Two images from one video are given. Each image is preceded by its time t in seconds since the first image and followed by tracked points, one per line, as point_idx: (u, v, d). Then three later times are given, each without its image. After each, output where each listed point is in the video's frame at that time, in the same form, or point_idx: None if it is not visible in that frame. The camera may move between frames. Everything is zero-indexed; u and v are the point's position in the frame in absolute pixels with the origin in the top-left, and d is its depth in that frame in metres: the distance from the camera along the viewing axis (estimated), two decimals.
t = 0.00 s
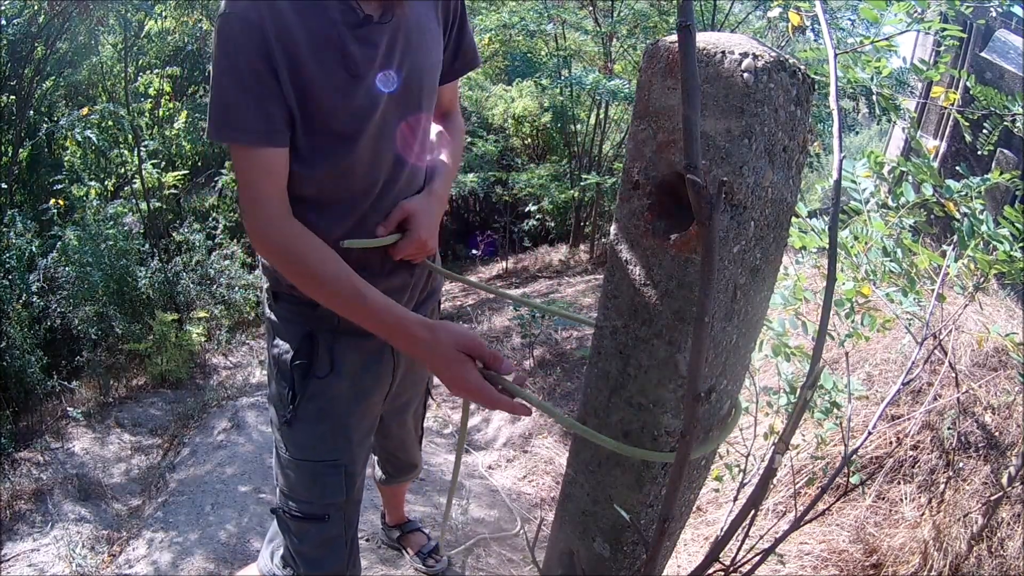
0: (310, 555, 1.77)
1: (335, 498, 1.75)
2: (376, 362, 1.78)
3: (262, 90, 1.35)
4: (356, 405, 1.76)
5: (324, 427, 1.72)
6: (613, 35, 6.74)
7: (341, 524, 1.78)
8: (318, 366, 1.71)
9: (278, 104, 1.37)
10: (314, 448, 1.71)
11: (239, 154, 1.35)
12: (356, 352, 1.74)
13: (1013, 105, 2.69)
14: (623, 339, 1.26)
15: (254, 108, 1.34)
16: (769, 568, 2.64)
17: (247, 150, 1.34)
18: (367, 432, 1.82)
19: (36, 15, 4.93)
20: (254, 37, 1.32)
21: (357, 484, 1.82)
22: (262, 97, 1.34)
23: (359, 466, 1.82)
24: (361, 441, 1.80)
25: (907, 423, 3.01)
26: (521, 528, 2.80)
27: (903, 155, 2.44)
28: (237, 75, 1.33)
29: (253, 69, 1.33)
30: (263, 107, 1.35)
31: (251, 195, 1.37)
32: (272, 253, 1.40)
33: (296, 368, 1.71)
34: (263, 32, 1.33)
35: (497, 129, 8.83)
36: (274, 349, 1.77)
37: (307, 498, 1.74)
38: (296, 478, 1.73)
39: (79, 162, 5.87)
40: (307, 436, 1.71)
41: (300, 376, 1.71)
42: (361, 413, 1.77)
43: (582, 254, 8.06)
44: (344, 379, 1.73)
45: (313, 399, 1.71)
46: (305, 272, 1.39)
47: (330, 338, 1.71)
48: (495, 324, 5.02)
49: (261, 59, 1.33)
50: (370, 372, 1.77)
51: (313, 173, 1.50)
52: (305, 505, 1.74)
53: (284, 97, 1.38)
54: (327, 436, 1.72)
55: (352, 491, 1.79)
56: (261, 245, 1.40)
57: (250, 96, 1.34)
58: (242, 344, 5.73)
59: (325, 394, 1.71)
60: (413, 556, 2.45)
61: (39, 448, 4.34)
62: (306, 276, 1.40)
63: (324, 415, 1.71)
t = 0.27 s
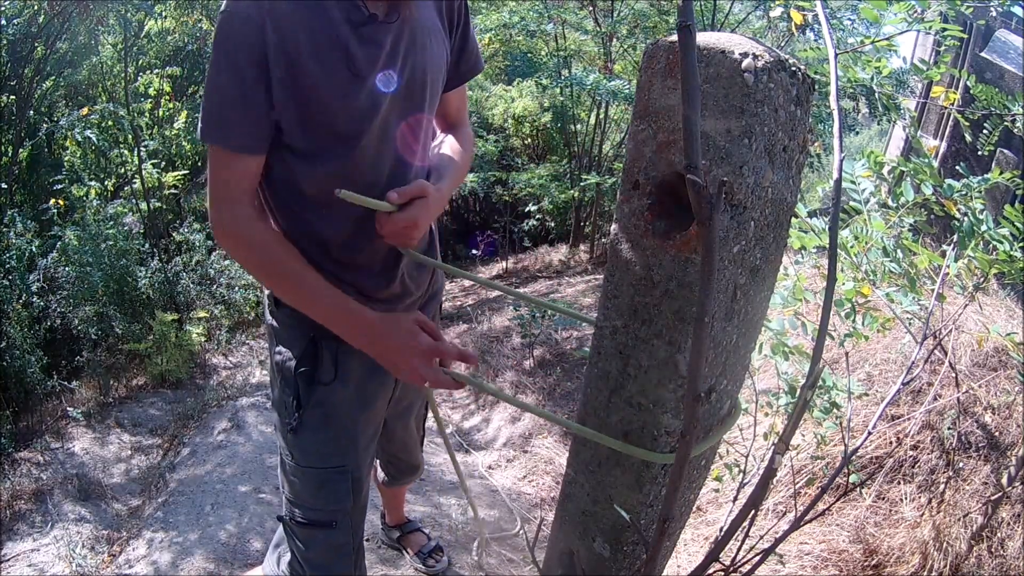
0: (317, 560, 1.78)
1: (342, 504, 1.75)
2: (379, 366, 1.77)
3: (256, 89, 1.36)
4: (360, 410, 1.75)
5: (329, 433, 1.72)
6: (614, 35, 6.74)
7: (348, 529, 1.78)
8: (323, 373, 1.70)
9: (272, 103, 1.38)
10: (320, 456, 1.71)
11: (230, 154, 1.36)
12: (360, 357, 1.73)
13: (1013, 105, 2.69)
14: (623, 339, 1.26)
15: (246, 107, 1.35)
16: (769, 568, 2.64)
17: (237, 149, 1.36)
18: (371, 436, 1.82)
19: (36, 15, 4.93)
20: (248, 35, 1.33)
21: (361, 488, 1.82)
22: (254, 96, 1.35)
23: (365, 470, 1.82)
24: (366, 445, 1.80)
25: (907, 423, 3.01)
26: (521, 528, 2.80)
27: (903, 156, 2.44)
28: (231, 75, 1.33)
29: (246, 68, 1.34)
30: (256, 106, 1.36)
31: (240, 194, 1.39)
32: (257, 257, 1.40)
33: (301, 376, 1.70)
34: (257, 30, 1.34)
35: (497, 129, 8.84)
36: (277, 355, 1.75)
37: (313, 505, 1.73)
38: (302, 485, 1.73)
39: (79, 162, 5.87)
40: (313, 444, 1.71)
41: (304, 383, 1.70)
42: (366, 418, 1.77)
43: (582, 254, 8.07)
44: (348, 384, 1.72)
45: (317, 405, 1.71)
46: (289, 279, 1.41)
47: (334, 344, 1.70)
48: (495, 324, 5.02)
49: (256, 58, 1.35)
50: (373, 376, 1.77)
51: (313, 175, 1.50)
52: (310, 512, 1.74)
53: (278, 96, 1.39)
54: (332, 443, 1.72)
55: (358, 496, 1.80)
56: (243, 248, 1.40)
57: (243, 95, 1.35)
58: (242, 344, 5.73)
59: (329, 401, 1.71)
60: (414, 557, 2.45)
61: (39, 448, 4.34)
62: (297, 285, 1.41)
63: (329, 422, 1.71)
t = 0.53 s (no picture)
0: (313, 563, 1.78)
1: (337, 506, 1.75)
2: (374, 367, 1.78)
3: (237, 87, 1.38)
4: (355, 411, 1.75)
5: (323, 434, 1.72)
6: (614, 35, 6.74)
7: (343, 532, 1.78)
8: (315, 375, 1.71)
9: (253, 101, 1.40)
10: (313, 457, 1.71)
11: (214, 150, 1.40)
12: (354, 358, 1.74)
13: (1013, 105, 2.69)
14: (623, 339, 1.26)
15: (227, 105, 1.38)
16: (769, 568, 2.64)
17: (219, 145, 1.39)
18: (367, 438, 1.82)
19: (36, 15, 4.93)
20: (229, 34, 1.36)
21: (358, 490, 1.82)
22: (235, 94, 1.38)
23: (360, 472, 1.82)
24: (362, 447, 1.80)
25: (907, 423, 3.01)
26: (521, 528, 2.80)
27: (904, 156, 2.45)
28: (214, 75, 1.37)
29: (229, 67, 1.37)
30: (238, 104, 1.39)
31: (227, 189, 1.44)
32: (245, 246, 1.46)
33: (294, 377, 1.70)
34: (239, 30, 1.37)
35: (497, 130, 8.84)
36: (271, 356, 1.77)
37: (309, 507, 1.73)
38: (296, 487, 1.73)
39: (79, 162, 5.87)
40: (306, 445, 1.71)
41: (297, 384, 1.71)
42: (361, 420, 1.77)
43: (582, 255, 8.07)
44: (341, 386, 1.73)
45: (311, 407, 1.71)
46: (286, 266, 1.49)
47: (327, 345, 1.71)
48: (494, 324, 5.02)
49: (238, 56, 1.37)
50: (368, 377, 1.77)
51: (300, 173, 1.52)
52: (306, 515, 1.74)
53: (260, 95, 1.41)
54: (326, 444, 1.72)
55: (353, 498, 1.79)
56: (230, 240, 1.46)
57: (225, 94, 1.38)
58: (242, 344, 5.73)
59: (323, 402, 1.71)
60: (413, 557, 2.45)
61: (39, 448, 4.34)
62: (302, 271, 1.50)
63: (322, 423, 1.72)
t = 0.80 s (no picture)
0: (311, 560, 1.77)
1: (336, 504, 1.74)
2: (373, 366, 1.78)
3: (232, 91, 1.39)
4: (352, 410, 1.75)
5: (322, 434, 1.72)
6: (614, 35, 6.74)
7: (342, 530, 1.77)
8: (314, 374, 1.71)
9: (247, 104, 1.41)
10: (312, 456, 1.71)
11: (212, 154, 1.42)
12: (353, 357, 1.74)
13: (1013, 105, 2.69)
14: (623, 339, 1.26)
15: (221, 108, 1.39)
16: (769, 568, 2.63)
17: (216, 150, 1.41)
18: (366, 436, 1.82)
19: (36, 15, 4.93)
20: (220, 38, 1.37)
21: (357, 488, 1.81)
22: (229, 99, 1.39)
23: (359, 471, 1.82)
24: (360, 445, 1.80)
25: (907, 423, 3.01)
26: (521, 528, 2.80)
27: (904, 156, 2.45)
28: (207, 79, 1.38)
29: (222, 71, 1.38)
30: (232, 108, 1.40)
31: (226, 194, 1.44)
32: (246, 251, 1.47)
33: (293, 377, 1.70)
34: (231, 33, 1.37)
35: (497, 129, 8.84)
36: (269, 357, 1.77)
37: (308, 505, 1.73)
38: (295, 486, 1.73)
39: (79, 162, 5.88)
40: (306, 444, 1.71)
41: (296, 383, 1.71)
42: (360, 419, 1.77)
43: (582, 255, 8.08)
44: (338, 385, 1.73)
45: (310, 406, 1.71)
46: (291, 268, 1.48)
47: (326, 345, 1.71)
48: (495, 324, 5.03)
49: (230, 60, 1.38)
50: (366, 377, 1.77)
51: (298, 178, 1.53)
52: (305, 512, 1.74)
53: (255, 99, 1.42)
54: (325, 443, 1.72)
55: (351, 496, 1.79)
56: (236, 246, 1.46)
57: (219, 98, 1.39)
58: (241, 344, 5.74)
59: (322, 402, 1.71)
60: (414, 557, 2.45)
61: (39, 447, 4.34)
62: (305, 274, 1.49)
63: (321, 422, 1.72)
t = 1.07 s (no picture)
0: (301, 553, 1.78)
1: (325, 495, 1.75)
2: (362, 359, 1.78)
3: (229, 93, 1.40)
4: (341, 403, 1.76)
5: (311, 425, 1.73)
6: (614, 35, 6.74)
7: (331, 522, 1.77)
8: (303, 365, 1.71)
9: (244, 106, 1.41)
10: (302, 447, 1.72)
11: (213, 156, 1.43)
12: (343, 350, 1.75)
13: (1013, 105, 2.69)
14: (623, 339, 1.26)
15: (218, 110, 1.39)
16: (769, 568, 2.63)
17: (216, 152, 1.41)
18: (355, 429, 1.83)
19: (36, 15, 4.93)
20: (215, 41, 1.36)
21: (346, 481, 1.82)
22: (226, 101, 1.40)
23: (348, 464, 1.82)
24: (350, 438, 1.80)
25: (907, 423, 3.01)
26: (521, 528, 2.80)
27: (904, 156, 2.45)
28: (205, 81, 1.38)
29: (218, 74, 1.38)
30: (229, 110, 1.40)
31: (227, 195, 1.46)
32: (251, 250, 1.48)
33: (282, 368, 1.71)
34: (226, 36, 1.37)
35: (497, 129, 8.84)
36: (259, 348, 1.77)
37: (298, 496, 1.73)
38: (284, 477, 1.73)
39: (79, 163, 5.88)
40: (295, 435, 1.72)
41: (286, 374, 1.71)
42: (349, 411, 1.78)
43: (582, 255, 8.08)
44: (328, 377, 1.73)
45: (299, 397, 1.72)
46: (297, 268, 1.48)
47: (316, 337, 1.72)
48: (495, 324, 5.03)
49: (226, 63, 1.38)
50: (356, 369, 1.77)
51: (296, 178, 1.53)
52: (295, 504, 1.74)
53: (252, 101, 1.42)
54: (315, 434, 1.73)
55: (340, 488, 1.79)
56: (241, 244, 1.48)
57: (217, 101, 1.39)
58: (241, 344, 5.74)
59: (312, 394, 1.72)
60: (413, 557, 2.45)
61: (39, 448, 4.34)
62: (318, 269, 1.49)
63: (310, 413, 1.72)
